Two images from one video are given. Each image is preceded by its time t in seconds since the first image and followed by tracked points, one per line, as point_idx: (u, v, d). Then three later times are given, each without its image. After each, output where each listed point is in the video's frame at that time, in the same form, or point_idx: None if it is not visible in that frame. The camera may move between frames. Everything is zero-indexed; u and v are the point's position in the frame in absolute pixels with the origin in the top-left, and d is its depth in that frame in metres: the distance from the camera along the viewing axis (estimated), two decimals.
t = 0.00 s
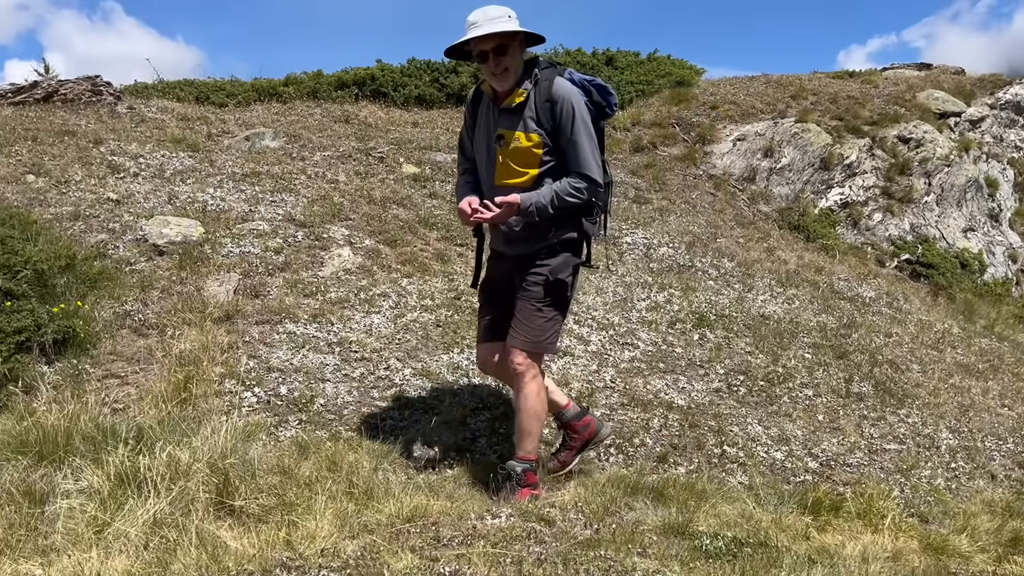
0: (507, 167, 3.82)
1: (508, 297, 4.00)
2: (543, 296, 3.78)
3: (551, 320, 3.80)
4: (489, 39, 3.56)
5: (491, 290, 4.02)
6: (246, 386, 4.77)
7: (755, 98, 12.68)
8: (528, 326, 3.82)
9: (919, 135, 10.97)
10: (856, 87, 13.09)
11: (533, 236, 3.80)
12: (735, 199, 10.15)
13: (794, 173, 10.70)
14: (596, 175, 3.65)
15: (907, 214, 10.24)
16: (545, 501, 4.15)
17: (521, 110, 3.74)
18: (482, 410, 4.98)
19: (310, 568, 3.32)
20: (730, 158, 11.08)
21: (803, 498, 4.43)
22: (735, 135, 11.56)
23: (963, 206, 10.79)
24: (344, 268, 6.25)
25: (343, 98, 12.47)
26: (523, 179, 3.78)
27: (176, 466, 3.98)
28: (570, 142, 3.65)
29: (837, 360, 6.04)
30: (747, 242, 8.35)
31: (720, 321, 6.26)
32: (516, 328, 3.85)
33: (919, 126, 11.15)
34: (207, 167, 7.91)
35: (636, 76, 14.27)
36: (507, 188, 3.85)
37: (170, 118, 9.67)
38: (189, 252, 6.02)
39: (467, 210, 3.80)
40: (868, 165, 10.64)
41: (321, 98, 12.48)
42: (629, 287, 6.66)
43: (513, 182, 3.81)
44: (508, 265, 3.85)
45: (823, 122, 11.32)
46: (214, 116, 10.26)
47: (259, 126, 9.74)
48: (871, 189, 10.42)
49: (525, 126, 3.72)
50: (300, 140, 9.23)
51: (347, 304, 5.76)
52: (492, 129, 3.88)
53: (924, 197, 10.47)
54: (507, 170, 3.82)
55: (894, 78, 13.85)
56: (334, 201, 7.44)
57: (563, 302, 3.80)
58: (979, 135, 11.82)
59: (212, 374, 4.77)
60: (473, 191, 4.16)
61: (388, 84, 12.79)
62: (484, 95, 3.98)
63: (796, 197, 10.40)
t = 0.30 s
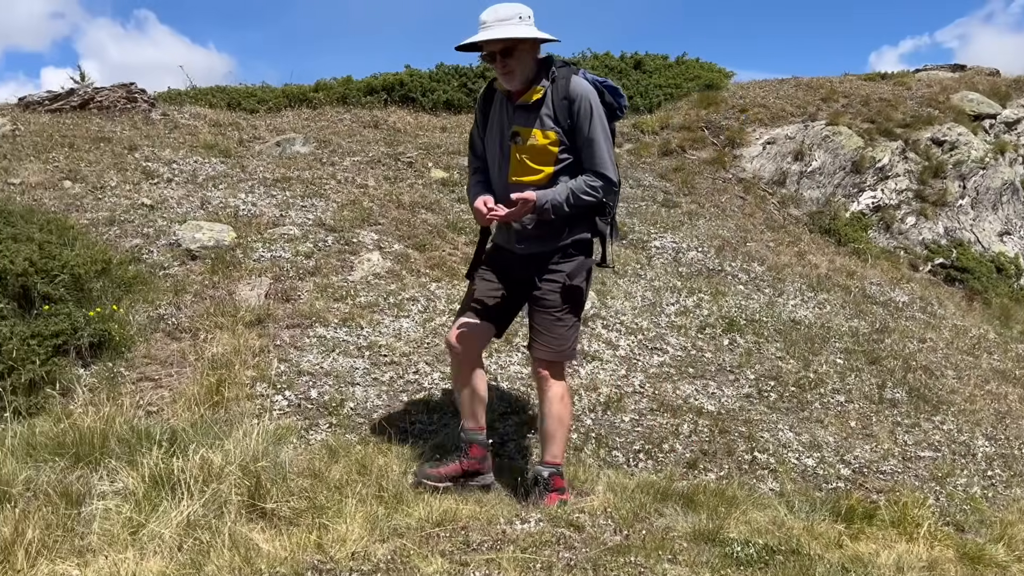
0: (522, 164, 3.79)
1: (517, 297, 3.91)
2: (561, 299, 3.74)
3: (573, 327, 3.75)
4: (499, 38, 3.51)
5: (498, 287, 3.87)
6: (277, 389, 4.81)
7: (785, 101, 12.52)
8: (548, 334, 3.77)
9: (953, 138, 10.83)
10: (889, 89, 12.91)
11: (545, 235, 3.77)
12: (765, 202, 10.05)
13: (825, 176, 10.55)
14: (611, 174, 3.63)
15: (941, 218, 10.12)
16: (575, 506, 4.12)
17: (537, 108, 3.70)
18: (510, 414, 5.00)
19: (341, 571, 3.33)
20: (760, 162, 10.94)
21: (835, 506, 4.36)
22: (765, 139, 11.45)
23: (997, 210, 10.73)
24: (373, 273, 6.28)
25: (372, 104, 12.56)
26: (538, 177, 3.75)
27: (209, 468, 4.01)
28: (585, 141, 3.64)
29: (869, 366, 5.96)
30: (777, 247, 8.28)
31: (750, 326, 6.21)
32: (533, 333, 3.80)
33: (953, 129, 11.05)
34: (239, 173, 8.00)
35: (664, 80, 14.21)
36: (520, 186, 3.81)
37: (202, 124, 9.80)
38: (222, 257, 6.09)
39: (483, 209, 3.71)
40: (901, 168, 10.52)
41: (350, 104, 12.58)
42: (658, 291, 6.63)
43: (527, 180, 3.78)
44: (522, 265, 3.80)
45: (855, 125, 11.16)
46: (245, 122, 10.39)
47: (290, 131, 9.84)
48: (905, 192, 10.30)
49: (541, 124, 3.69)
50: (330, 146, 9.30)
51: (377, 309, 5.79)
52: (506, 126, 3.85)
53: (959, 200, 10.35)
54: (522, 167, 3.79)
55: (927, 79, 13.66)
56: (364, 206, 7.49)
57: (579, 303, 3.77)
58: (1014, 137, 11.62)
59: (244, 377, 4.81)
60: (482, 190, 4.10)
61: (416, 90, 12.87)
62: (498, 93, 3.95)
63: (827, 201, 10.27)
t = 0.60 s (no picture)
0: (517, 170, 3.78)
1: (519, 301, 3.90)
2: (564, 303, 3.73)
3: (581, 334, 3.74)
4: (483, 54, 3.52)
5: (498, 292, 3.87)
6: (309, 393, 4.85)
7: (818, 103, 12.39)
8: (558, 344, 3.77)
9: (990, 140, 10.76)
10: (923, 91, 12.74)
11: (543, 240, 3.73)
12: (797, 206, 9.95)
13: (858, 180, 10.41)
14: (605, 175, 3.60)
15: (977, 221, 9.99)
16: (605, 512, 4.09)
17: (528, 112, 3.70)
18: (540, 419, 4.99)
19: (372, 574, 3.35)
20: (791, 165, 10.80)
21: (870, 514, 4.30)
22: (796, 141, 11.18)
23: None
24: (403, 277, 6.31)
25: (401, 109, 12.65)
26: (534, 181, 3.74)
27: (242, 471, 4.05)
28: (578, 144, 3.62)
29: (904, 372, 5.87)
30: (809, 251, 8.19)
31: (782, 331, 6.15)
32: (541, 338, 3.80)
33: (990, 131, 10.90)
34: (271, 178, 8.09)
35: (694, 84, 14.14)
36: (517, 192, 3.81)
37: (235, 130, 9.93)
38: (254, 261, 6.16)
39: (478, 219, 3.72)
40: (936, 171, 10.37)
41: (380, 109, 12.69)
42: (688, 296, 6.59)
43: (522, 185, 3.77)
44: (523, 273, 3.78)
45: (889, 127, 11.00)
46: (277, 128, 10.50)
47: (320, 137, 9.94)
48: (940, 196, 10.15)
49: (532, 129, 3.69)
50: (360, 151, 9.38)
51: (407, 313, 5.81)
52: (499, 133, 3.86)
53: (994, 204, 10.22)
54: (516, 173, 3.78)
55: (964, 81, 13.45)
56: (394, 211, 7.54)
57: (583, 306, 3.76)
58: None
59: (276, 380, 4.86)
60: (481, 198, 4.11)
61: (445, 95, 12.93)
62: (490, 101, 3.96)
63: (860, 205, 10.12)
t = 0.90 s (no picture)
0: (493, 179, 3.74)
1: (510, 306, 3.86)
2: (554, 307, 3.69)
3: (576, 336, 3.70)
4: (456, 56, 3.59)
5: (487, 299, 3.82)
6: (342, 396, 4.88)
7: (852, 107, 12.39)
8: (556, 348, 3.73)
9: None
10: (960, 94, 12.57)
11: (527, 245, 3.68)
12: (830, 211, 9.84)
13: (893, 183, 10.21)
14: (578, 173, 3.49)
15: (1017, 225, 9.71)
16: (637, 517, 4.05)
17: (496, 120, 3.67)
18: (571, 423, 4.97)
19: None
20: (824, 169, 10.73)
21: (908, 522, 4.22)
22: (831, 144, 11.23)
23: None
24: (434, 281, 6.34)
25: (432, 114, 12.73)
26: (512, 188, 3.69)
27: (276, 473, 4.09)
28: (549, 145, 3.55)
29: (941, 378, 5.78)
30: (844, 255, 8.09)
31: (815, 336, 6.08)
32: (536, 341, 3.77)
33: None
34: (304, 183, 8.19)
35: (727, 87, 14.05)
36: (497, 201, 3.77)
37: (269, 135, 10.07)
38: (288, 265, 6.23)
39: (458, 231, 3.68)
40: (974, 174, 10.16)
41: (411, 114, 12.78)
42: (721, 300, 6.54)
43: (501, 193, 3.73)
44: (509, 280, 3.73)
45: (925, 130, 10.86)
46: (310, 133, 10.62)
47: (353, 142, 10.03)
48: (978, 199, 9.95)
49: (503, 136, 3.65)
50: (392, 156, 9.45)
51: (438, 317, 5.84)
52: (474, 145, 3.84)
53: None
54: (494, 182, 3.75)
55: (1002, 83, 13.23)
56: (425, 215, 7.59)
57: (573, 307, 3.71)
58: None
59: (310, 383, 4.89)
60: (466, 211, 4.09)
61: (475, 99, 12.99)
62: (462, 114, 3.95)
63: (895, 208, 9.96)
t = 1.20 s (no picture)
0: (493, 166, 3.80)
1: (514, 296, 3.90)
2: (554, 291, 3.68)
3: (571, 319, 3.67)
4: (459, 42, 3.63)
5: (492, 289, 3.89)
6: (375, 399, 4.91)
7: (889, 108, 12.26)
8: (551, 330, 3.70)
9: None
10: (999, 95, 12.34)
11: (526, 229, 3.72)
12: (866, 213, 9.70)
13: (931, 186, 10.05)
14: (577, 157, 3.55)
15: None
16: (670, 523, 4.01)
17: (495, 107, 3.73)
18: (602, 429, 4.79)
19: None
20: (860, 172, 10.58)
21: (947, 531, 4.12)
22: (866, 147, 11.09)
23: None
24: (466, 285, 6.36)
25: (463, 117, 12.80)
26: (512, 174, 3.75)
27: (311, 474, 4.12)
28: (548, 130, 3.61)
29: (982, 385, 5.66)
30: (880, 259, 7.98)
31: (851, 341, 6.01)
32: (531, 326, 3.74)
33: None
34: (337, 187, 8.26)
35: (760, 89, 13.96)
36: (496, 187, 3.82)
37: (303, 140, 10.18)
38: (322, 269, 6.29)
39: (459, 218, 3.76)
40: (1015, 176, 9.87)
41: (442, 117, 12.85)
42: (755, 305, 6.48)
43: (501, 180, 3.78)
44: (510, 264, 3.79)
45: (963, 132, 10.67)
46: (343, 137, 10.73)
47: (385, 146, 10.11)
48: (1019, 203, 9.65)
49: (504, 123, 3.72)
50: (424, 160, 9.50)
51: (470, 320, 5.85)
52: (473, 133, 3.90)
53: None
54: (494, 169, 3.80)
55: None
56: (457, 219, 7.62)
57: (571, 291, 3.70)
58: None
59: (343, 386, 4.93)
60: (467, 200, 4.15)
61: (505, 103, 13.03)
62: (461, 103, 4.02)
63: (933, 212, 9.80)
